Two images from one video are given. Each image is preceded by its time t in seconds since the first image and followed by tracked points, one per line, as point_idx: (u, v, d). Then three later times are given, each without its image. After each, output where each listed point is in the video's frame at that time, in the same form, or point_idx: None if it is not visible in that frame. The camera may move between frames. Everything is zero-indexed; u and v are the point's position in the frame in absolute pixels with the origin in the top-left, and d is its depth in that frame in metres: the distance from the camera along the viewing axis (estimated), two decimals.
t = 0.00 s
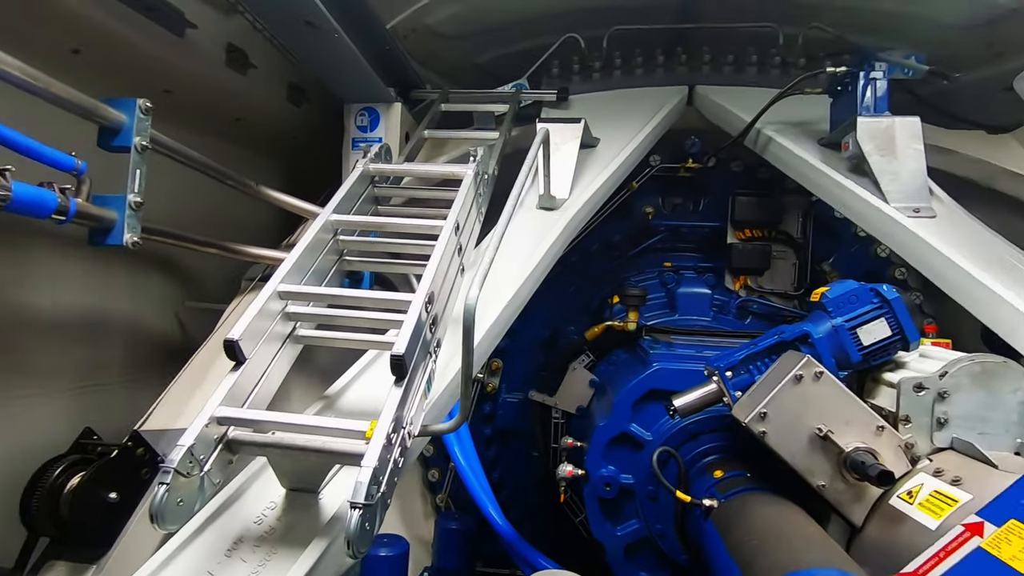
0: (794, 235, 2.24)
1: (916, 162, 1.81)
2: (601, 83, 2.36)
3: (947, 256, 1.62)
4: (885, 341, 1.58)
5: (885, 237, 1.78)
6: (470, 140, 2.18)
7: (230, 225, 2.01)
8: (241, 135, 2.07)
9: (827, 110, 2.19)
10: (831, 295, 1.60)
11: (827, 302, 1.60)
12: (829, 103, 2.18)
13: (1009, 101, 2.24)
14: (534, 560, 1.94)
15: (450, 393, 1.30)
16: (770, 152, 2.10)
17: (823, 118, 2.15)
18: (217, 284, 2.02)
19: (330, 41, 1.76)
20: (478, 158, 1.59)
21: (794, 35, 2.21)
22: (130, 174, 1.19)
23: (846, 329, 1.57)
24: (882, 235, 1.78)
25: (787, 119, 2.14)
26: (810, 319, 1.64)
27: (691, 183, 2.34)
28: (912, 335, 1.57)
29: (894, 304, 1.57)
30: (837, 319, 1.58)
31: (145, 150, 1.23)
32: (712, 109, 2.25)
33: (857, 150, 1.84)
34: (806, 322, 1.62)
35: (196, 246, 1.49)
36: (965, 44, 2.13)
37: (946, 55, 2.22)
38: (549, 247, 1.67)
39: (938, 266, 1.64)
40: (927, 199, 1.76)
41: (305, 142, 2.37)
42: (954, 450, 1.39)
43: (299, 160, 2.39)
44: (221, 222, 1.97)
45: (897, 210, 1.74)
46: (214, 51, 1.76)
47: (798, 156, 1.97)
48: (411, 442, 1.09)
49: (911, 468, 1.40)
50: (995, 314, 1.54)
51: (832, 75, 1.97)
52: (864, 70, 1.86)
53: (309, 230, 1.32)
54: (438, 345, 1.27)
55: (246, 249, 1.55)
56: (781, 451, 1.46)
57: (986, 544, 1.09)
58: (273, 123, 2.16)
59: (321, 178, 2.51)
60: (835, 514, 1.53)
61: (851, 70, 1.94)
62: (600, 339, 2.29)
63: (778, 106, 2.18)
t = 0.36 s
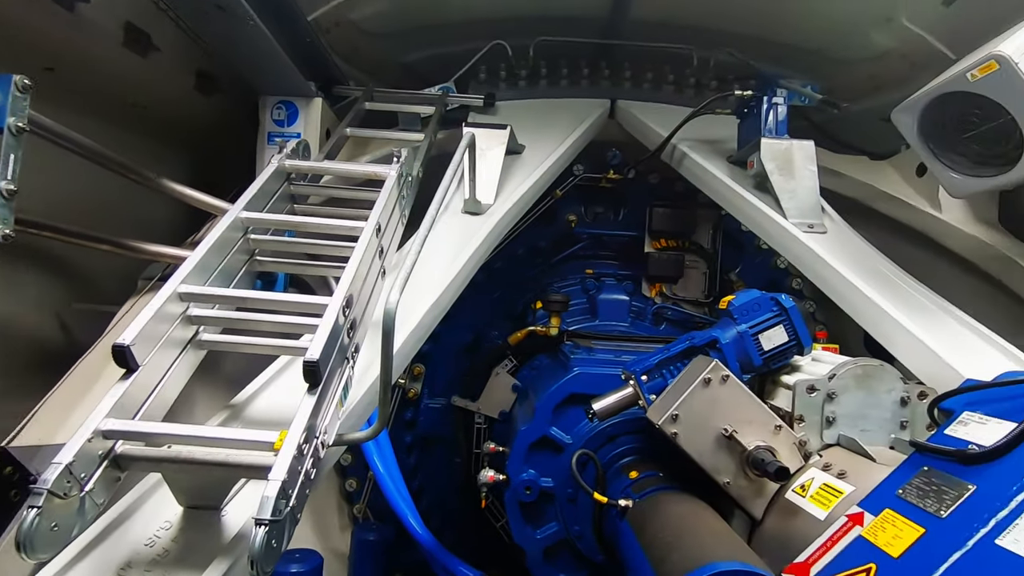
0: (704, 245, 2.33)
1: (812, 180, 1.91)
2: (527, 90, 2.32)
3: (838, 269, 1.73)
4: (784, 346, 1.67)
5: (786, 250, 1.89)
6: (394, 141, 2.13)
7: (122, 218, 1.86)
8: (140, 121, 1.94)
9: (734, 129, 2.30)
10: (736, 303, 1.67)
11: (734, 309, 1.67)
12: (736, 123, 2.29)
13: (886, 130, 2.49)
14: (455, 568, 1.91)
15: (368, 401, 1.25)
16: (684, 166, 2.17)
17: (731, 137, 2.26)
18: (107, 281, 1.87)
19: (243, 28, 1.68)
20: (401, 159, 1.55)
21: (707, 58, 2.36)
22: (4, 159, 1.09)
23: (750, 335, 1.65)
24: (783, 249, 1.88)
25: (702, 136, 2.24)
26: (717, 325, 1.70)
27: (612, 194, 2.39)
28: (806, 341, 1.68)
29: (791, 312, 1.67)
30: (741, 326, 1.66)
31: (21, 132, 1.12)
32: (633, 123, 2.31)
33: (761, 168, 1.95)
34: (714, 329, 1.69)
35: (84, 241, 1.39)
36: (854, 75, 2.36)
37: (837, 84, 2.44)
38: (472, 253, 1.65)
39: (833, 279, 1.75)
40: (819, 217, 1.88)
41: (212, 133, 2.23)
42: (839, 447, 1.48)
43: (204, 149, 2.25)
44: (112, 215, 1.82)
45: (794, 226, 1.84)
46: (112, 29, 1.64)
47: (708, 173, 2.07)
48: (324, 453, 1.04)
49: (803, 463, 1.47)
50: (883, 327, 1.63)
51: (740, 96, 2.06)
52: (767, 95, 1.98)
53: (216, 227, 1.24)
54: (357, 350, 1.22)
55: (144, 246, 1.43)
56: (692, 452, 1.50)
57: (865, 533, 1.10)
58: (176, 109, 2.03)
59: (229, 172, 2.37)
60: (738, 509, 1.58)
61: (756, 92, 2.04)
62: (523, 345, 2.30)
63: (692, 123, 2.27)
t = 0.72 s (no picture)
0: (619, 247, 2.42)
1: (717, 188, 2.01)
2: (448, 85, 2.28)
3: (739, 271, 1.83)
4: (689, 343, 1.75)
5: (692, 253, 1.97)
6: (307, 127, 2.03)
7: None
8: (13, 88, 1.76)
9: (649, 135, 2.38)
10: (646, 302, 1.74)
11: (643, 307, 1.73)
12: (651, 130, 2.38)
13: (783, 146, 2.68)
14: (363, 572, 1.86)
15: (270, 399, 1.21)
16: (601, 168, 2.23)
17: (646, 143, 2.34)
18: None
19: None
20: (313, 146, 1.50)
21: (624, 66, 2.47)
22: None
23: (658, 331, 1.71)
24: (688, 251, 1.97)
25: (619, 141, 2.30)
26: (628, 323, 1.76)
27: (532, 193, 2.42)
28: (709, 338, 1.77)
29: (696, 310, 1.75)
30: (650, 323, 1.72)
31: None
32: (553, 124, 2.34)
33: (672, 174, 2.03)
34: (625, 326, 1.75)
35: None
36: (755, 93, 2.53)
37: (742, 101, 2.60)
38: (389, 247, 1.62)
39: (733, 280, 1.85)
40: (723, 222, 1.98)
41: (99, 108, 2.05)
42: (736, 437, 1.56)
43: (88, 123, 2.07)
44: None
45: (700, 230, 1.93)
46: None
47: (622, 176, 2.14)
48: (217, 454, 0.99)
49: (704, 454, 1.54)
50: (774, 327, 1.74)
51: (653, 103, 2.14)
52: (678, 105, 2.07)
53: (96, 208, 1.14)
54: (259, 345, 1.16)
55: (11, 227, 1.31)
56: (602, 444, 1.54)
57: (755, 514, 1.15)
58: (56, 77, 1.86)
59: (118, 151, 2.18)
60: (644, 499, 1.63)
61: (668, 101, 2.12)
62: (440, 342, 2.27)
63: (610, 128, 2.34)
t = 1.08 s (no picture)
0: (534, 247, 2.48)
1: (624, 194, 2.10)
2: (365, 77, 2.29)
3: (640, 274, 1.94)
4: (590, 341, 1.83)
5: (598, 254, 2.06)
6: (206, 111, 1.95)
7: None
8: None
9: (563, 139, 2.45)
10: (552, 301, 1.80)
11: (548, 307, 1.80)
12: (564, 134, 2.45)
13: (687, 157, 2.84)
14: None
15: (149, 400, 1.17)
16: (516, 169, 2.29)
17: (559, 146, 2.41)
18: None
19: None
20: (212, 133, 1.44)
21: (544, 70, 2.55)
22: None
23: (561, 330, 1.78)
24: (595, 253, 2.05)
25: (533, 143, 2.36)
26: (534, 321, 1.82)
27: (450, 191, 2.44)
28: (609, 337, 1.86)
29: (597, 311, 1.83)
30: (555, 322, 1.79)
31: None
32: (472, 122, 2.37)
33: (583, 179, 2.11)
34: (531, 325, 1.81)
35: None
36: (663, 105, 2.68)
37: (651, 111, 2.74)
38: (293, 242, 1.59)
39: (634, 283, 1.95)
40: (629, 227, 2.08)
41: None
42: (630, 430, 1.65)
43: None
44: None
45: (607, 234, 2.02)
46: None
47: (536, 178, 2.20)
48: (86, 457, 0.96)
49: (600, 447, 1.62)
50: (670, 324, 1.86)
51: (568, 109, 2.21)
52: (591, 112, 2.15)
53: None
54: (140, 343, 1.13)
55: None
56: (504, 440, 1.58)
57: (624, 501, 1.19)
58: None
59: None
60: (544, 492, 1.69)
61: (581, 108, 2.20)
62: (351, 338, 2.24)
63: (526, 130, 2.39)
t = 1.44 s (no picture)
0: (444, 247, 2.49)
1: (529, 200, 2.19)
2: (272, 68, 2.24)
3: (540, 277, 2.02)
4: (486, 341, 1.88)
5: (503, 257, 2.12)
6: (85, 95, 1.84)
7: None
8: None
9: (473, 143, 2.50)
10: (450, 302, 1.85)
11: (446, 307, 1.84)
12: (474, 138, 2.50)
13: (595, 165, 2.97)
14: None
15: None
16: (427, 171, 2.31)
17: (469, 149, 2.47)
18: None
19: None
20: (86, 119, 1.38)
21: (459, 73, 2.60)
22: None
23: (457, 329, 1.83)
24: (500, 255, 2.11)
25: (443, 145, 2.39)
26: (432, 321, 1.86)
27: (361, 188, 2.43)
28: (504, 335, 1.92)
29: (493, 311, 1.90)
30: (451, 322, 1.83)
31: None
32: (383, 121, 2.37)
33: (489, 183, 2.17)
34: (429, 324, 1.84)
35: None
36: (574, 114, 2.79)
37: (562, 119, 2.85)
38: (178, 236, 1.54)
39: (534, 285, 2.03)
40: (533, 231, 2.17)
41: None
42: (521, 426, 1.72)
43: None
44: None
45: (512, 237, 2.09)
46: None
47: (447, 181, 2.23)
48: None
49: (490, 441, 1.67)
50: (565, 324, 1.94)
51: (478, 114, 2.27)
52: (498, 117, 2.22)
53: None
54: None
55: None
56: (395, 437, 1.63)
57: (480, 490, 1.27)
58: None
59: None
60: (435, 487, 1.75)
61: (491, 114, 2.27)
62: (250, 336, 2.19)
63: (437, 131, 2.42)
